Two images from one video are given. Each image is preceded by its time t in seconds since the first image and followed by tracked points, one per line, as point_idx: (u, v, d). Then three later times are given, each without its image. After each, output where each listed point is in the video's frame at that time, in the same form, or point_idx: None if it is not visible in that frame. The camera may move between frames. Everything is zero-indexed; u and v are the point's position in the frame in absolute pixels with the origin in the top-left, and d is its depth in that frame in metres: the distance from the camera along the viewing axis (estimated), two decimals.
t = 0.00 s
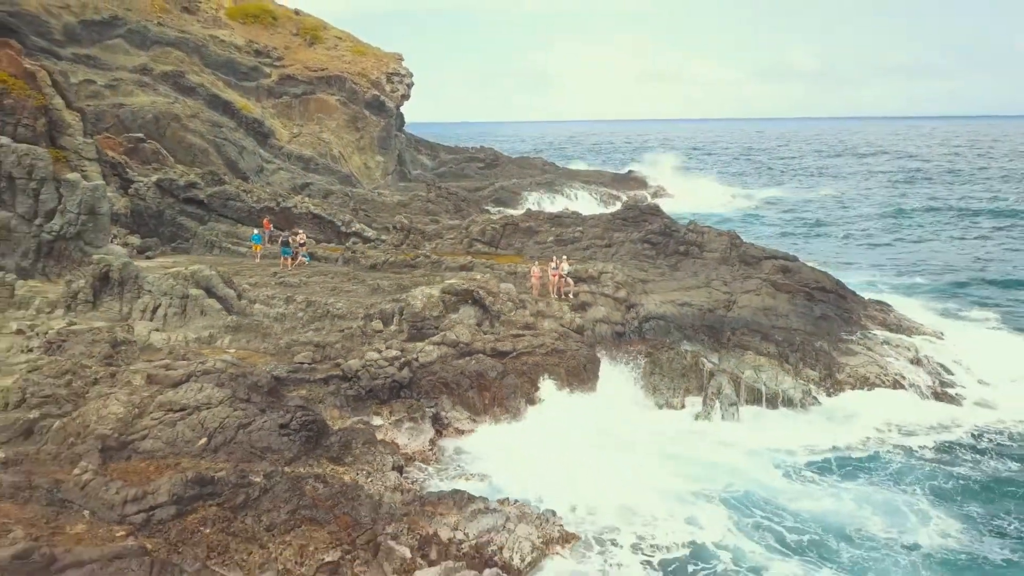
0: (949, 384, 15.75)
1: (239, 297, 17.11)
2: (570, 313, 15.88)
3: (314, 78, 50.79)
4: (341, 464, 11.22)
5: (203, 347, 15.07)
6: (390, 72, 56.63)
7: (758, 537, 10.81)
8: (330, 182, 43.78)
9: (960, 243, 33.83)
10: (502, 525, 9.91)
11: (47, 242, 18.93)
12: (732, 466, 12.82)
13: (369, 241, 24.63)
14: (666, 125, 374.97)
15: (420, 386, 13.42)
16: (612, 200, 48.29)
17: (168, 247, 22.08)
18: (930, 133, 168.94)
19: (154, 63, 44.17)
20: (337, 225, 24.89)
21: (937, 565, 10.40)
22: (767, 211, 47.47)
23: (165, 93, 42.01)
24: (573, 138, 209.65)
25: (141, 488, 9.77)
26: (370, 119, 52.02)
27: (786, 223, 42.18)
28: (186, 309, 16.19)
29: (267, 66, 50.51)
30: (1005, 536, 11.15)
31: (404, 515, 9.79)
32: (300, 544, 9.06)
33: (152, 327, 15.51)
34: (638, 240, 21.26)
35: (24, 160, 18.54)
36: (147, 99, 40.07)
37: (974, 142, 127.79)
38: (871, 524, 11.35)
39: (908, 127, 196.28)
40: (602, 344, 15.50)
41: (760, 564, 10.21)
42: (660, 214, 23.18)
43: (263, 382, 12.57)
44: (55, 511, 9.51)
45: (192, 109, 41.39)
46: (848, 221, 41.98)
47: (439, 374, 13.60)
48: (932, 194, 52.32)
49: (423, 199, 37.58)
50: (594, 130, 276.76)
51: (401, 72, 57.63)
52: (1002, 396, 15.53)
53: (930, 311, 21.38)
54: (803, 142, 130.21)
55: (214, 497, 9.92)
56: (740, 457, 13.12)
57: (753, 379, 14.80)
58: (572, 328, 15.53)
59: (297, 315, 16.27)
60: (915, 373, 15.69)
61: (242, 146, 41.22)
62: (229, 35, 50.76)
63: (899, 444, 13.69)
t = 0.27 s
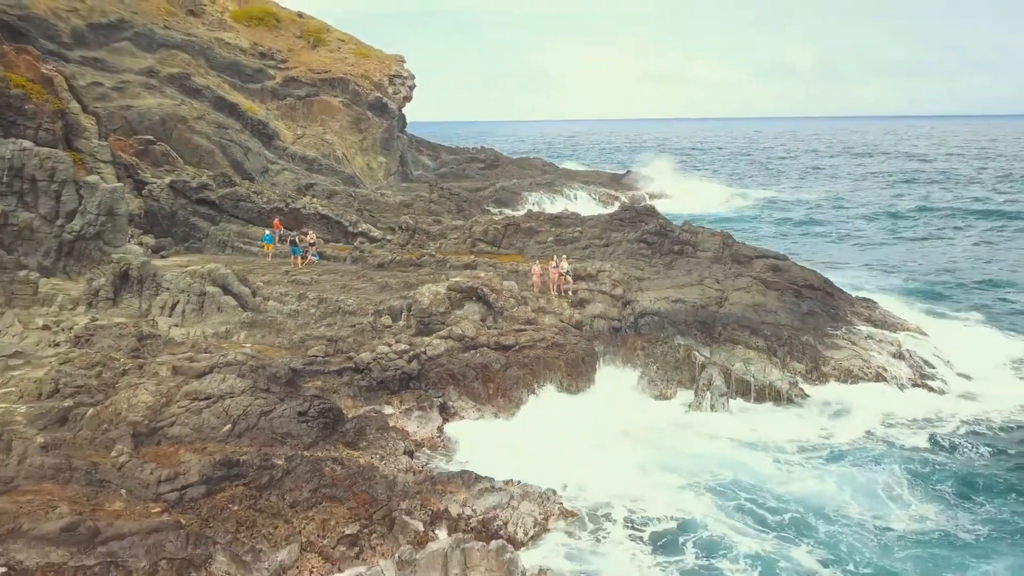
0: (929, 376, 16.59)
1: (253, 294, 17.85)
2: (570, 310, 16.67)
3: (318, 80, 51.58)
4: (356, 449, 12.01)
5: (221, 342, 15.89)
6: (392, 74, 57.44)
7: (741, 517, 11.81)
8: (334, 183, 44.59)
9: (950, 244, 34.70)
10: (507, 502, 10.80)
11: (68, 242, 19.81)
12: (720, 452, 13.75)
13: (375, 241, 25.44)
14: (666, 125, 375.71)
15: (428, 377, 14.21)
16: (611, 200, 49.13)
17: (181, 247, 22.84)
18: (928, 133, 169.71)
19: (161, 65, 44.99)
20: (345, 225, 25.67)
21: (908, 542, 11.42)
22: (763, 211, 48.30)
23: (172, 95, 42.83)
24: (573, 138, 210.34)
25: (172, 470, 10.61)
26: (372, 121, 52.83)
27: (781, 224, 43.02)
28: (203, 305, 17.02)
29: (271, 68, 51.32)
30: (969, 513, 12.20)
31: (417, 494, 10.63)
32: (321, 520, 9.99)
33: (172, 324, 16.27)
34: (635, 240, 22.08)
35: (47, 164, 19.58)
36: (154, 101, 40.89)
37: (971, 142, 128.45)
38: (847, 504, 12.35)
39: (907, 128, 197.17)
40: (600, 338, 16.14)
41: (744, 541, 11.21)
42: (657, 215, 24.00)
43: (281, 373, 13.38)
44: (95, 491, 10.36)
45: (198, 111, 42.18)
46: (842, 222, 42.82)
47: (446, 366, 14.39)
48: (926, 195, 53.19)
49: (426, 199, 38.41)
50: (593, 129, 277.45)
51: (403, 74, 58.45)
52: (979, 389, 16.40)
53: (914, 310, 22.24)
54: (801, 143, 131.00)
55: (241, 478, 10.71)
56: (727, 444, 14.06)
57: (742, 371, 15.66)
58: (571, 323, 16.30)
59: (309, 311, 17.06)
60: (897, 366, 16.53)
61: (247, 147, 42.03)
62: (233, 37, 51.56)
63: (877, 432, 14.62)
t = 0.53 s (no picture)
0: (911, 370, 17.42)
1: (266, 291, 18.50)
2: (569, 306, 17.46)
3: (321, 82, 52.36)
4: (368, 436, 12.79)
5: (235, 336, 16.87)
6: (394, 75, 58.22)
7: (727, 499, 12.75)
8: (337, 183, 45.38)
9: (939, 244, 35.57)
10: (511, 479, 11.67)
11: (86, 241, 20.82)
12: (710, 441, 14.64)
13: (380, 240, 26.24)
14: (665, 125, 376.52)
15: (435, 369, 15.00)
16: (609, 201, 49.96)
17: (194, 246, 23.57)
18: (927, 134, 170.33)
19: (167, 68, 45.76)
20: (351, 225, 26.42)
21: (885, 521, 12.34)
22: (759, 211, 49.14)
23: (178, 97, 43.62)
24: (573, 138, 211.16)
25: (199, 452, 11.41)
26: (375, 122, 53.62)
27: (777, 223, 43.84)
28: (218, 302, 17.80)
29: (275, 71, 52.11)
30: (944, 492, 13.11)
31: (427, 473, 11.50)
32: (338, 499, 10.80)
33: (189, 321, 17.07)
34: (631, 240, 22.88)
35: (67, 166, 20.36)
36: (161, 103, 41.69)
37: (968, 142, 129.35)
38: (829, 487, 13.26)
39: (906, 128, 197.89)
40: (597, 333, 16.94)
41: (731, 520, 12.14)
42: (653, 216, 24.81)
43: (296, 364, 14.18)
44: (128, 473, 11.20)
45: (204, 113, 42.98)
46: (837, 222, 43.61)
47: (452, 359, 15.17)
48: (921, 196, 53.96)
49: (428, 200, 39.23)
50: (593, 129, 278.12)
51: (405, 76, 59.24)
52: (958, 383, 17.25)
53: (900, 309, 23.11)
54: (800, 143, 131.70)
55: (263, 461, 11.52)
56: (718, 433, 14.94)
57: (733, 364, 16.51)
58: (570, 318, 17.09)
59: (320, 307, 17.83)
60: (881, 360, 17.36)
61: (252, 148, 42.80)
62: (238, 40, 52.34)
63: (860, 422, 15.48)
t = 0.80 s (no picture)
0: (894, 364, 18.24)
1: (277, 288, 19.36)
2: (568, 303, 18.24)
3: (324, 84, 53.11)
4: (378, 423, 13.65)
5: (250, 331, 17.74)
6: (396, 77, 59.00)
7: (717, 483, 13.62)
8: (340, 184, 46.13)
9: (930, 244, 36.41)
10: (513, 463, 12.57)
11: (103, 241, 21.64)
12: (701, 430, 15.49)
13: (385, 240, 27.02)
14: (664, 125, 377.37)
15: (440, 362, 15.80)
16: (607, 201, 50.77)
17: (205, 245, 24.40)
18: (925, 134, 171.10)
19: (172, 70, 46.51)
20: (357, 225, 27.21)
21: (866, 502, 13.20)
22: (755, 211, 49.95)
23: (183, 98, 44.39)
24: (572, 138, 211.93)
25: (222, 437, 12.19)
26: (377, 123, 54.40)
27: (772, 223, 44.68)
28: (231, 299, 18.59)
29: (278, 73, 52.88)
30: (922, 476, 13.97)
31: (434, 457, 12.44)
32: (353, 480, 11.71)
33: (205, 318, 17.84)
34: (629, 239, 23.66)
35: (85, 169, 21.32)
36: (167, 105, 42.46)
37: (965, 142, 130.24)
38: (815, 473, 14.10)
39: (904, 128, 198.71)
40: (595, 328, 17.73)
41: (721, 502, 13.01)
42: (649, 216, 25.61)
43: (310, 357, 14.96)
44: (156, 457, 12.00)
45: (209, 114, 43.76)
46: (831, 222, 44.42)
47: (457, 353, 15.97)
48: (915, 197, 54.76)
49: (430, 201, 40.05)
50: (592, 129, 278.96)
51: (406, 78, 60.01)
52: (939, 377, 18.09)
53: (887, 307, 23.98)
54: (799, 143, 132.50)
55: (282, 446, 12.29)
56: (710, 424, 15.78)
57: (724, 357, 17.35)
58: (569, 314, 17.87)
59: (329, 304, 18.59)
60: (865, 354, 18.20)
61: (257, 149, 43.57)
62: (242, 42, 53.10)
63: (847, 413, 16.27)
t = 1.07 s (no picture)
0: (878, 359, 19.10)
1: (287, 286, 20.18)
2: (566, 300, 19.05)
3: (327, 85, 53.89)
4: (387, 412, 14.50)
5: (263, 327, 18.34)
6: (398, 79, 59.77)
7: (708, 470, 14.44)
8: (343, 184, 46.90)
9: (921, 244, 37.22)
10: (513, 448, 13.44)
11: (119, 240, 22.48)
12: (694, 422, 16.29)
13: (390, 239, 27.81)
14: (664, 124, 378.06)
15: (445, 356, 16.58)
16: (606, 201, 51.57)
17: (215, 245, 25.10)
18: (924, 134, 171.72)
19: (178, 72, 47.30)
20: (363, 225, 27.92)
21: (849, 487, 14.01)
22: (751, 212, 50.74)
23: (189, 100, 45.17)
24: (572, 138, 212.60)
25: (242, 424, 13.00)
26: (379, 124, 55.15)
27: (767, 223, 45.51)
28: (244, 296, 19.30)
29: (282, 75, 53.65)
30: (903, 463, 14.77)
31: (439, 443, 13.34)
32: (364, 464, 12.60)
33: (219, 314, 18.62)
34: (626, 238, 24.41)
35: (101, 171, 22.25)
36: (172, 106, 43.24)
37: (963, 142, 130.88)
38: (801, 461, 14.90)
39: (903, 128, 199.43)
40: (592, 324, 18.56)
41: (710, 488, 13.82)
42: (646, 216, 26.41)
43: (322, 350, 15.75)
44: (179, 443, 12.83)
45: (214, 116, 44.55)
46: (826, 222, 45.20)
47: (461, 347, 16.76)
48: (911, 197, 55.45)
49: (432, 201, 40.82)
50: (592, 129, 279.77)
51: (408, 80, 60.78)
52: (922, 371, 18.91)
53: (874, 305, 24.83)
54: (799, 143, 133.18)
55: (297, 434, 13.10)
56: (703, 415, 16.58)
57: (715, 352, 18.17)
58: (568, 311, 18.68)
59: (338, 301, 19.40)
60: (851, 349, 19.03)
61: (261, 150, 44.34)
62: (246, 45, 53.90)
63: (833, 406, 17.07)
